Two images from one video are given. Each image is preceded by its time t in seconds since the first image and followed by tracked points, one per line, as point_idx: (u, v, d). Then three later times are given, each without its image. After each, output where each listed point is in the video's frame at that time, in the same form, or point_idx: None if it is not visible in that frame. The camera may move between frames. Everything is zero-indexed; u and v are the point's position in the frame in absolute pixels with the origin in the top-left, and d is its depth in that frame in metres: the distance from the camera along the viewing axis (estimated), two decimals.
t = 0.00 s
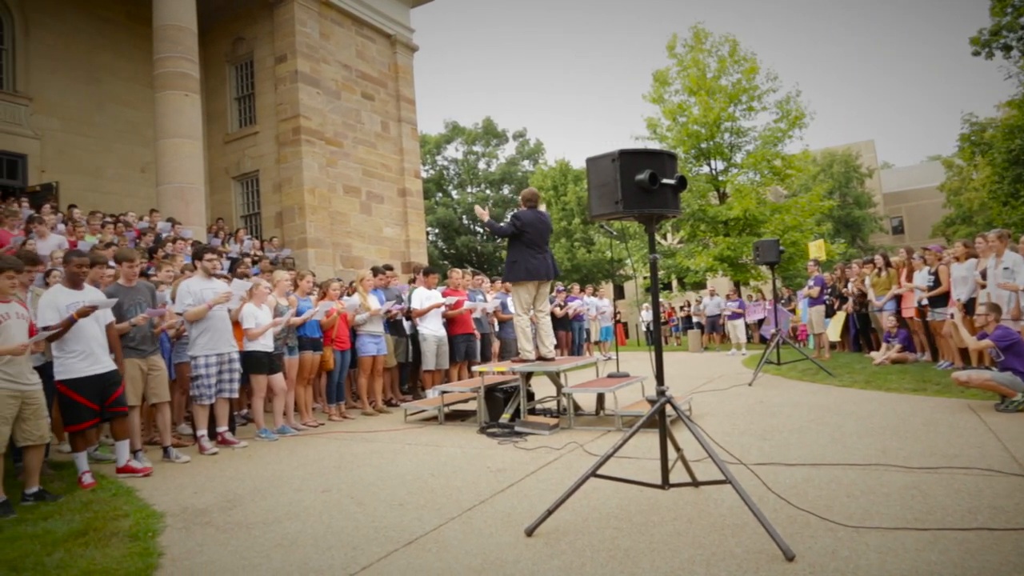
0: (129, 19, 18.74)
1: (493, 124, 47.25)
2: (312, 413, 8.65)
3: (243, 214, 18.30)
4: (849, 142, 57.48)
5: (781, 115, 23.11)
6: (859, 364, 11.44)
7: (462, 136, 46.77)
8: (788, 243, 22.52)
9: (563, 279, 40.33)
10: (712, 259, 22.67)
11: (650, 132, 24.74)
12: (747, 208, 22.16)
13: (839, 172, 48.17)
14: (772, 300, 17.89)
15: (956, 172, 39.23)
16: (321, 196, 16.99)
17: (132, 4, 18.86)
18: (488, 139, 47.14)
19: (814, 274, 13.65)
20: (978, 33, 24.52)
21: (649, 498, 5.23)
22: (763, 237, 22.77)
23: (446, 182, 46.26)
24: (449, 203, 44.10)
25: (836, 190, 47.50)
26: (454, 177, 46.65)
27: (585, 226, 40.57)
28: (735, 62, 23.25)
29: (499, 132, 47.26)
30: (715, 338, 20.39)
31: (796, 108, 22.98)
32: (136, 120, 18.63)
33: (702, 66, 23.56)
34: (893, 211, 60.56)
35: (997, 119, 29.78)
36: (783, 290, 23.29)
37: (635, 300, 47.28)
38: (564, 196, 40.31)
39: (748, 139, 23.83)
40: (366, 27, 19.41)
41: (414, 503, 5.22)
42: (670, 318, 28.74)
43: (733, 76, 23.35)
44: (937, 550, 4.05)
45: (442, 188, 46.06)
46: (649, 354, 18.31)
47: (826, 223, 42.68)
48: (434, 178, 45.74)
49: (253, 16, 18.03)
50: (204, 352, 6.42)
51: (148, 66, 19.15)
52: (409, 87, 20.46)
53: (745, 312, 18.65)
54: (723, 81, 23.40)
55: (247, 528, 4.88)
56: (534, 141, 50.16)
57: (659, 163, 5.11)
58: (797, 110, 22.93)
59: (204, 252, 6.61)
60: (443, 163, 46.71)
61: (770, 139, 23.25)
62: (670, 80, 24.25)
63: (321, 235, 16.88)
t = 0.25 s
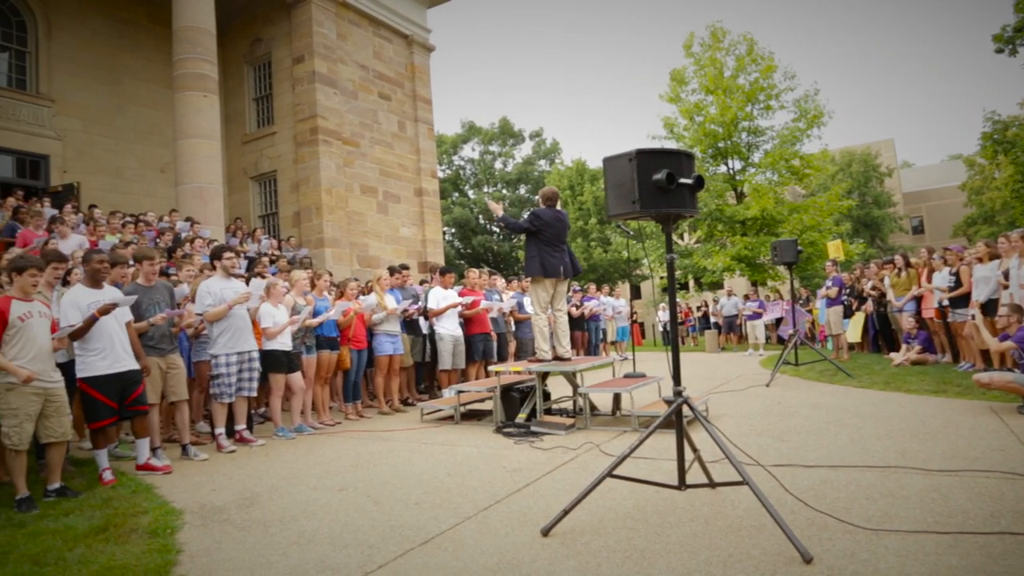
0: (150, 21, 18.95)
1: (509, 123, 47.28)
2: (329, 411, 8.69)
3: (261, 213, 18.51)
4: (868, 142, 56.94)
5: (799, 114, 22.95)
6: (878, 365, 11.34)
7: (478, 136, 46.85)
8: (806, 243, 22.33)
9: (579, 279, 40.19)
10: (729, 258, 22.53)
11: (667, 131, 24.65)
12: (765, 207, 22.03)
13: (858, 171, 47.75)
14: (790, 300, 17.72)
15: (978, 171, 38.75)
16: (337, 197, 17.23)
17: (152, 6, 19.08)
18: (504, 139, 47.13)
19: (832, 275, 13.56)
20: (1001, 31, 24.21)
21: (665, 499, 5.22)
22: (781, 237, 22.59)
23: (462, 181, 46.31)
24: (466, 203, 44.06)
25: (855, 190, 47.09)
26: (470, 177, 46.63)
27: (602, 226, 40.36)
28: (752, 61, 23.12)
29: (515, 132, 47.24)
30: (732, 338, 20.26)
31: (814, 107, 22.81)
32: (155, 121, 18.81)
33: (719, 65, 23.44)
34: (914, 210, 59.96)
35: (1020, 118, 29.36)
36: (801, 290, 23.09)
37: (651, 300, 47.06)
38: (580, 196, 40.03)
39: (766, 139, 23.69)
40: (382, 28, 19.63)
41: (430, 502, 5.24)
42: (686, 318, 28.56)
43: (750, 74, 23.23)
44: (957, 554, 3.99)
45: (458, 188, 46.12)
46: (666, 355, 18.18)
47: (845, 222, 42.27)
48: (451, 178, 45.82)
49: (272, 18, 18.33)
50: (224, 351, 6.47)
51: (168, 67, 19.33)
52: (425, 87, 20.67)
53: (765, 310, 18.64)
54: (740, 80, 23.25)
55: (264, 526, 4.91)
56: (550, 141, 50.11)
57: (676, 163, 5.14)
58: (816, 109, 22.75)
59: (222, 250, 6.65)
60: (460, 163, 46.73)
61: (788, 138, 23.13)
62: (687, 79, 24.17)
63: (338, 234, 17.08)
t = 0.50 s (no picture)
0: (168, 23, 19.13)
1: (524, 123, 47.27)
2: (344, 410, 8.73)
3: (277, 213, 18.71)
4: (885, 141, 56.47)
5: (816, 113, 22.80)
6: (896, 366, 11.26)
7: (493, 136, 46.90)
8: (822, 243, 22.16)
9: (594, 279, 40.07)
10: (745, 258, 22.39)
11: (682, 130, 24.57)
12: (782, 207, 21.90)
13: (876, 170, 47.37)
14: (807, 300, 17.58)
15: (998, 169, 38.31)
16: (353, 197, 17.43)
17: (171, 8, 19.26)
18: (519, 139, 47.13)
19: (848, 275, 13.48)
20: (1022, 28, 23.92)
21: (679, 500, 5.20)
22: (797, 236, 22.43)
23: (477, 181, 46.33)
24: (481, 203, 44.09)
25: (872, 189, 46.70)
26: (485, 176, 46.65)
27: (617, 226, 40.15)
28: (769, 60, 22.99)
29: (531, 132, 47.24)
30: (747, 338, 20.16)
31: (832, 106, 22.66)
32: (173, 122, 18.97)
33: (735, 64, 23.33)
34: (932, 210, 59.46)
35: None
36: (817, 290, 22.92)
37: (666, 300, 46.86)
38: (595, 196, 39.98)
39: (782, 138, 23.55)
40: (397, 28, 19.82)
41: (444, 502, 5.24)
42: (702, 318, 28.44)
43: (766, 73, 23.12)
44: (976, 558, 3.94)
45: (473, 188, 46.15)
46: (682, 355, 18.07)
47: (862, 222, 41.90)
48: (466, 178, 45.89)
49: (288, 18, 18.51)
50: (243, 348, 6.51)
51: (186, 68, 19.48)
52: (440, 87, 20.87)
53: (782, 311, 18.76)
54: (757, 79, 23.12)
55: (280, 524, 4.94)
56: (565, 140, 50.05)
57: (692, 162, 5.19)
58: (833, 108, 22.60)
59: (241, 248, 6.70)
60: (475, 163, 46.78)
61: (805, 138, 22.99)
62: (703, 78, 24.07)
63: (353, 234, 17.24)
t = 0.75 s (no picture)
0: (184, 24, 19.28)
1: (538, 123, 47.22)
2: (358, 409, 8.76)
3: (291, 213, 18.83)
4: (901, 140, 55.96)
5: (831, 112, 22.66)
6: (912, 367, 11.19)
7: (506, 136, 46.91)
8: (838, 243, 21.98)
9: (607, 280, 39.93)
10: (760, 259, 22.30)
11: (696, 130, 24.49)
12: (796, 207, 21.76)
13: (892, 170, 46.99)
14: (822, 300, 17.45)
15: (1017, 168, 37.86)
16: (366, 197, 17.56)
17: (186, 10, 19.41)
18: (532, 139, 47.13)
19: (864, 276, 13.40)
20: None
21: (693, 501, 5.18)
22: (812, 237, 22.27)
23: (491, 181, 46.34)
24: (494, 203, 44.10)
25: (888, 189, 46.37)
26: (499, 176, 46.64)
27: (630, 226, 39.99)
28: (784, 59, 22.88)
29: (544, 131, 47.23)
30: (761, 339, 20.06)
31: (847, 105, 22.51)
32: (188, 122, 19.11)
33: (750, 63, 23.23)
34: (949, 209, 58.95)
35: None
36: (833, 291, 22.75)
37: (679, 301, 46.64)
38: (609, 196, 39.86)
39: (797, 137, 23.41)
40: (411, 29, 19.99)
41: (457, 502, 5.24)
42: (716, 318, 28.29)
43: (781, 72, 22.99)
44: (995, 562, 3.89)
45: (486, 188, 46.17)
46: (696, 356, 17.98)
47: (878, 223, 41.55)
48: (479, 178, 45.93)
49: (302, 19, 18.64)
50: (258, 345, 6.54)
51: (201, 69, 19.62)
52: (453, 88, 21.01)
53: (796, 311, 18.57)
54: (771, 78, 23.00)
55: (294, 523, 4.95)
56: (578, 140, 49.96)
57: (707, 162, 5.22)
58: (848, 107, 22.45)
59: (256, 245, 6.74)
60: (488, 163, 46.79)
61: (820, 137, 22.85)
62: (717, 77, 23.98)
63: (367, 234, 17.36)
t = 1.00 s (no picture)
0: (199, 25, 19.41)
1: (551, 123, 47.18)
2: (372, 409, 8.79)
3: (305, 213, 18.94)
4: (918, 139, 55.49)
5: (846, 112, 22.51)
6: (929, 368, 11.10)
7: (520, 135, 46.92)
8: (853, 243, 21.82)
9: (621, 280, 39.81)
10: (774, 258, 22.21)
11: (710, 129, 24.41)
12: (811, 207, 21.63)
13: (908, 169, 46.66)
14: (837, 300, 17.32)
15: None
16: (380, 196, 17.68)
17: (202, 11, 19.54)
18: (546, 139, 47.10)
19: (879, 276, 13.32)
20: None
21: (707, 502, 5.16)
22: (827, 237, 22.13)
23: (504, 181, 46.35)
24: (508, 203, 44.09)
25: (904, 188, 46.05)
26: (512, 176, 46.63)
27: (644, 226, 39.82)
28: (799, 57, 22.74)
29: (558, 131, 47.20)
30: (776, 340, 19.97)
31: (863, 104, 22.36)
32: (204, 123, 19.24)
33: (764, 62, 23.11)
34: (966, 208, 58.44)
35: None
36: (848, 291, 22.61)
37: (693, 301, 46.47)
38: (622, 195, 39.67)
39: (812, 137, 23.27)
40: (424, 29, 20.10)
41: (470, 501, 5.25)
42: (730, 318, 28.13)
43: (797, 71, 22.85)
44: (1014, 566, 3.84)
45: (500, 187, 46.18)
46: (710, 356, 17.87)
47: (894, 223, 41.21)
48: (493, 178, 45.96)
49: (317, 20, 18.73)
50: (273, 347, 6.57)
51: (216, 70, 19.73)
52: (467, 87, 21.13)
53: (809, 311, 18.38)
54: (786, 77, 22.85)
55: (308, 521, 4.98)
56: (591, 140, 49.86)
57: (721, 162, 5.24)
58: (864, 106, 22.30)
59: (271, 246, 6.76)
60: (502, 162, 46.79)
61: (835, 137, 22.70)
62: (732, 75, 23.87)
63: (381, 234, 17.48)
